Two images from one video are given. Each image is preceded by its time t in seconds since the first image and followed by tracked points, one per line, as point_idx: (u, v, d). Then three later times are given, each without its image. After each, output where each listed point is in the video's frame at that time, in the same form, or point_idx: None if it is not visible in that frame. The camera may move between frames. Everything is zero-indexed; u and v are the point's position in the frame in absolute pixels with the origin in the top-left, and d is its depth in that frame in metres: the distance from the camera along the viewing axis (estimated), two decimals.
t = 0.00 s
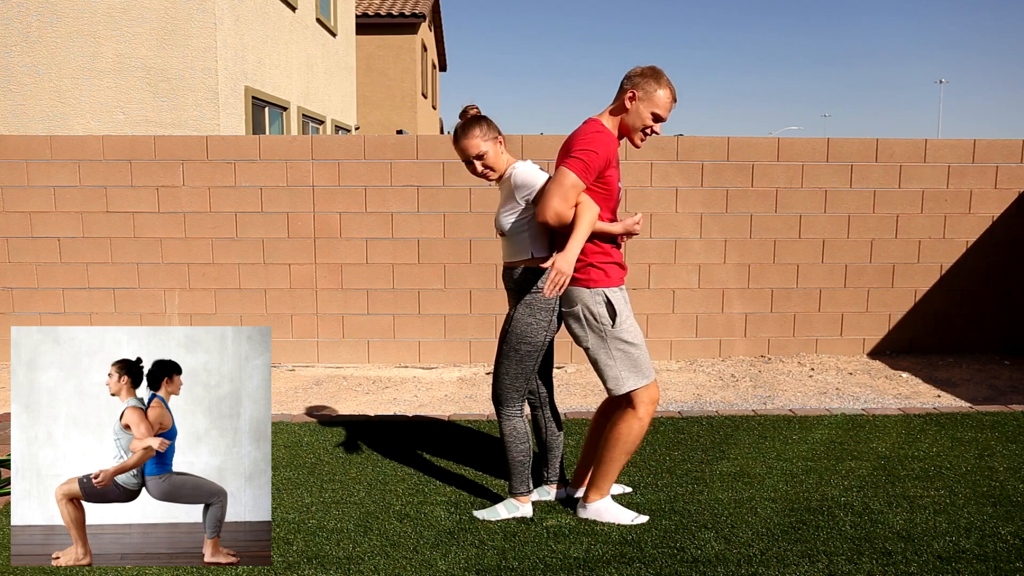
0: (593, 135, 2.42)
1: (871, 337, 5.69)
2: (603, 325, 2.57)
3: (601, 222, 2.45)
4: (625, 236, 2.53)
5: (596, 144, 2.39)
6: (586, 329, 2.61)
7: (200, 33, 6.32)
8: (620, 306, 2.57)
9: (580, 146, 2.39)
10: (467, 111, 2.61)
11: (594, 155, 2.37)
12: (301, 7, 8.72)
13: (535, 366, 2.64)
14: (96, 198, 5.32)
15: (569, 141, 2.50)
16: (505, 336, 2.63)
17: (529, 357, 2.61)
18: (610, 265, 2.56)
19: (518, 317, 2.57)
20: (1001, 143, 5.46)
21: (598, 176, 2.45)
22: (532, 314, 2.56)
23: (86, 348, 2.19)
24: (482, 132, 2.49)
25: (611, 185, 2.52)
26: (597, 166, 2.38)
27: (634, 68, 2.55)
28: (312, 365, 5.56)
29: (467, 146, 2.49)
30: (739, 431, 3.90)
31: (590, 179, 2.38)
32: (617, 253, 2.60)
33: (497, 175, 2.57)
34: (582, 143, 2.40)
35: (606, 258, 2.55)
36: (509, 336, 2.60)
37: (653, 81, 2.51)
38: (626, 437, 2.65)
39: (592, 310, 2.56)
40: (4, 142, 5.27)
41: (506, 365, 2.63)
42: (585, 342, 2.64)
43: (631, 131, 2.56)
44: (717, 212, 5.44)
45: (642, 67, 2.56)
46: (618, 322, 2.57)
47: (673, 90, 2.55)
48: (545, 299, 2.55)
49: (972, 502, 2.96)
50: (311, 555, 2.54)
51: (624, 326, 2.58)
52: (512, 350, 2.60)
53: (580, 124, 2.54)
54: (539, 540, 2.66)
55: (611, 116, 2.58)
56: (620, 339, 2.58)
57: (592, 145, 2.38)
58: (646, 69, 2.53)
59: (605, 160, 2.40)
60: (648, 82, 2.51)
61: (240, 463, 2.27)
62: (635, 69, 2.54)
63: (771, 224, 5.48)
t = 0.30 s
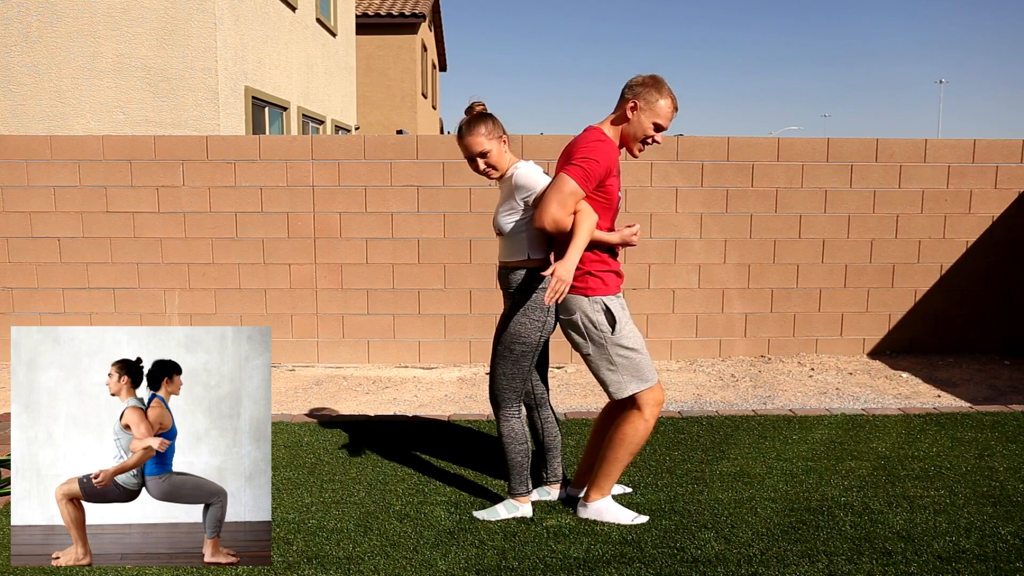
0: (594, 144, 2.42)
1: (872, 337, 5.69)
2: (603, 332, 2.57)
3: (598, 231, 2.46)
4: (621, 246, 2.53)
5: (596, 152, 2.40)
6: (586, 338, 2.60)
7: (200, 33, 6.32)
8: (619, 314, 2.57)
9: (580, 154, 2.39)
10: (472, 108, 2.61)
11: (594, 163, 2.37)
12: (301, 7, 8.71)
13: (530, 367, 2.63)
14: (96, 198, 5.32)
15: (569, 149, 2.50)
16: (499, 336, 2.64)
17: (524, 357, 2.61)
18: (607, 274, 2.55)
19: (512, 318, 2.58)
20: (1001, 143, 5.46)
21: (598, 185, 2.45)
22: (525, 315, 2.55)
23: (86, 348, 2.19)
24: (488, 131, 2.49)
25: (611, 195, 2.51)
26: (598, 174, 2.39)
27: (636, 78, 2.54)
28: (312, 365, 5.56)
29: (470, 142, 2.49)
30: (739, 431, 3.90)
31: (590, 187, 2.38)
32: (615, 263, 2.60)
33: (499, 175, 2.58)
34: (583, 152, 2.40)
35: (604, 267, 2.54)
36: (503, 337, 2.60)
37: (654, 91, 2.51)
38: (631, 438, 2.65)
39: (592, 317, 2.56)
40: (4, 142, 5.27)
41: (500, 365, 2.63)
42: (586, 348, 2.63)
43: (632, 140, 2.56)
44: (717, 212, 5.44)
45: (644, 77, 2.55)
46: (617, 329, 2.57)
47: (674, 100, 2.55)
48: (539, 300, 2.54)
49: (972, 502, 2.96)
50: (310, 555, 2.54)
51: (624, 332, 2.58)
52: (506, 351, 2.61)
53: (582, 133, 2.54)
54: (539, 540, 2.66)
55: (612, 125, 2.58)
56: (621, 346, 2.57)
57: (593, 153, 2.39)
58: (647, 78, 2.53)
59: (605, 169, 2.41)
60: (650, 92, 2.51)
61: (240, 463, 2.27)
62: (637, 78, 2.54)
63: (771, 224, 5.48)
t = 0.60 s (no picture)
0: (593, 144, 2.42)
1: (872, 337, 5.69)
2: (602, 333, 2.57)
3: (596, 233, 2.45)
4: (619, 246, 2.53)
5: (596, 153, 2.40)
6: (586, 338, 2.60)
7: (200, 33, 6.32)
8: (619, 313, 2.58)
9: (579, 154, 2.39)
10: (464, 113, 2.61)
11: (593, 163, 2.37)
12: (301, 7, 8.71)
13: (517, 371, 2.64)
14: (96, 198, 5.33)
15: (568, 150, 2.50)
16: (494, 337, 2.63)
17: (512, 361, 2.60)
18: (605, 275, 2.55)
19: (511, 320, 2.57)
20: (1001, 143, 5.46)
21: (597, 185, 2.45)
22: (524, 320, 2.55)
23: (86, 348, 2.19)
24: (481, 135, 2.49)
25: (610, 195, 2.51)
26: (597, 174, 2.39)
27: (635, 80, 2.55)
28: (312, 365, 5.57)
29: (464, 146, 2.49)
30: (739, 431, 3.90)
31: (589, 187, 2.38)
32: (613, 264, 2.59)
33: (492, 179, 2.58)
34: (582, 152, 2.40)
35: (602, 268, 2.54)
36: (498, 337, 2.60)
37: (653, 94, 2.52)
38: (632, 437, 2.65)
39: (592, 319, 2.56)
40: (4, 142, 5.27)
41: (489, 365, 2.62)
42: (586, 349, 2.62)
43: (630, 142, 2.56)
44: (717, 212, 5.44)
45: (642, 80, 2.55)
46: (617, 329, 2.57)
47: (673, 103, 2.55)
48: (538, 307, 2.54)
49: (972, 502, 2.96)
50: (311, 555, 2.54)
51: (623, 332, 2.58)
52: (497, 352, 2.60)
53: (580, 134, 2.54)
54: (539, 540, 2.66)
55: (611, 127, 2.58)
56: (621, 345, 2.58)
57: (592, 153, 2.39)
58: (646, 81, 2.53)
59: (604, 169, 2.41)
60: (649, 94, 2.51)
61: (240, 463, 2.27)
62: (636, 81, 2.54)
63: (771, 224, 5.48)
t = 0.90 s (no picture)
0: (584, 156, 2.43)
1: (872, 337, 5.69)
2: (595, 343, 2.57)
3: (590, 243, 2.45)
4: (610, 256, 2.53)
5: (587, 164, 2.41)
6: (581, 350, 2.60)
7: (199, 33, 6.32)
8: (612, 323, 2.58)
9: (570, 165, 2.40)
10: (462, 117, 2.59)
11: (584, 175, 2.38)
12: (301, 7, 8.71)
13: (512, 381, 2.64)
14: (96, 198, 5.32)
15: (559, 162, 2.51)
16: (486, 348, 2.61)
17: (509, 372, 2.61)
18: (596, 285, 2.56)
19: (505, 332, 2.56)
20: (1001, 143, 5.46)
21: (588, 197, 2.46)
22: (519, 332, 2.55)
23: (86, 348, 2.19)
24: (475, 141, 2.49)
25: (602, 208, 2.52)
26: (588, 186, 2.40)
27: (623, 93, 2.55)
28: (312, 365, 5.57)
29: (459, 152, 2.49)
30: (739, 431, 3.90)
31: (580, 198, 2.38)
32: (603, 274, 2.59)
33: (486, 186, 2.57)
34: (572, 163, 2.41)
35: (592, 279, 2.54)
36: (492, 350, 2.58)
37: (642, 106, 2.52)
38: (635, 437, 2.65)
39: (584, 330, 2.56)
40: (4, 142, 5.27)
41: (484, 378, 2.61)
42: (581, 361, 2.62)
43: (619, 154, 2.57)
44: (717, 212, 5.44)
45: (630, 93, 2.56)
46: (612, 338, 2.58)
47: (661, 115, 2.56)
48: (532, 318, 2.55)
49: (972, 502, 2.96)
50: (311, 555, 2.54)
51: (617, 340, 2.58)
52: (492, 364, 2.59)
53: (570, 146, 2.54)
54: (539, 540, 2.66)
55: (600, 140, 2.58)
56: (617, 354, 2.58)
57: (582, 164, 2.39)
58: (634, 94, 2.54)
59: (594, 181, 2.41)
60: (638, 107, 2.51)
61: (240, 463, 2.27)
62: (624, 94, 2.55)
63: (771, 224, 5.48)
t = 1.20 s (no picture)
0: (565, 174, 2.46)
1: (872, 337, 5.69)
2: (592, 360, 2.58)
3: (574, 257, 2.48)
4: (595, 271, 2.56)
5: (569, 182, 2.44)
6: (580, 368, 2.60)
7: (199, 33, 6.32)
8: (607, 340, 2.58)
9: (553, 183, 2.43)
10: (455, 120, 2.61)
11: (566, 192, 2.41)
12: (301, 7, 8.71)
13: (501, 383, 2.63)
14: (96, 198, 5.33)
15: (540, 180, 2.54)
16: (473, 350, 2.60)
17: (496, 374, 2.59)
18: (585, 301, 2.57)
19: (490, 334, 2.55)
20: (1001, 143, 5.46)
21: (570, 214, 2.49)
22: (505, 333, 2.54)
23: (86, 348, 2.19)
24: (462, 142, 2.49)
25: (583, 225, 2.54)
26: (570, 204, 2.43)
27: (599, 110, 2.57)
28: (312, 365, 5.57)
29: (446, 154, 2.50)
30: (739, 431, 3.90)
31: (563, 216, 2.42)
32: (591, 289, 2.60)
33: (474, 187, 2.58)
34: (555, 181, 2.44)
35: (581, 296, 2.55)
36: (478, 352, 2.58)
37: (618, 124, 2.54)
38: (639, 438, 2.66)
39: (580, 349, 2.57)
40: (4, 142, 5.27)
41: (472, 380, 2.61)
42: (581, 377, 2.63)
43: (598, 171, 2.59)
44: (717, 212, 5.44)
45: (606, 110, 2.58)
46: (609, 354, 2.58)
47: (637, 132, 2.58)
48: (517, 318, 2.54)
49: (972, 502, 2.96)
50: (311, 555, 2.54)
51: (614, 353, 2.59)
52: (479, 366, 2.58)
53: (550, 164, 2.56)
54: (539, 540, 2.66)
55: (578, 157, 2.60)
56: (616, 367, 2.58)
57: (565, 182, 2.43)
58: (611, 111, 2.56)
59: (577, 198, 2.45)
60: (615, 124, 2.53)
61: (240, 463, 2.27)
62: (600, 111, 2.57)
63: (771, 224, 5.48)
